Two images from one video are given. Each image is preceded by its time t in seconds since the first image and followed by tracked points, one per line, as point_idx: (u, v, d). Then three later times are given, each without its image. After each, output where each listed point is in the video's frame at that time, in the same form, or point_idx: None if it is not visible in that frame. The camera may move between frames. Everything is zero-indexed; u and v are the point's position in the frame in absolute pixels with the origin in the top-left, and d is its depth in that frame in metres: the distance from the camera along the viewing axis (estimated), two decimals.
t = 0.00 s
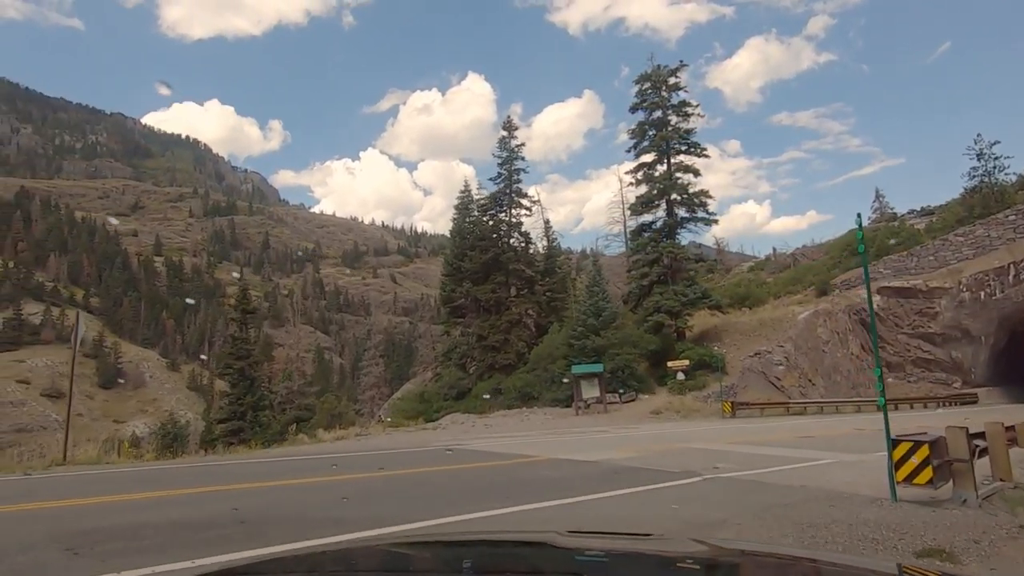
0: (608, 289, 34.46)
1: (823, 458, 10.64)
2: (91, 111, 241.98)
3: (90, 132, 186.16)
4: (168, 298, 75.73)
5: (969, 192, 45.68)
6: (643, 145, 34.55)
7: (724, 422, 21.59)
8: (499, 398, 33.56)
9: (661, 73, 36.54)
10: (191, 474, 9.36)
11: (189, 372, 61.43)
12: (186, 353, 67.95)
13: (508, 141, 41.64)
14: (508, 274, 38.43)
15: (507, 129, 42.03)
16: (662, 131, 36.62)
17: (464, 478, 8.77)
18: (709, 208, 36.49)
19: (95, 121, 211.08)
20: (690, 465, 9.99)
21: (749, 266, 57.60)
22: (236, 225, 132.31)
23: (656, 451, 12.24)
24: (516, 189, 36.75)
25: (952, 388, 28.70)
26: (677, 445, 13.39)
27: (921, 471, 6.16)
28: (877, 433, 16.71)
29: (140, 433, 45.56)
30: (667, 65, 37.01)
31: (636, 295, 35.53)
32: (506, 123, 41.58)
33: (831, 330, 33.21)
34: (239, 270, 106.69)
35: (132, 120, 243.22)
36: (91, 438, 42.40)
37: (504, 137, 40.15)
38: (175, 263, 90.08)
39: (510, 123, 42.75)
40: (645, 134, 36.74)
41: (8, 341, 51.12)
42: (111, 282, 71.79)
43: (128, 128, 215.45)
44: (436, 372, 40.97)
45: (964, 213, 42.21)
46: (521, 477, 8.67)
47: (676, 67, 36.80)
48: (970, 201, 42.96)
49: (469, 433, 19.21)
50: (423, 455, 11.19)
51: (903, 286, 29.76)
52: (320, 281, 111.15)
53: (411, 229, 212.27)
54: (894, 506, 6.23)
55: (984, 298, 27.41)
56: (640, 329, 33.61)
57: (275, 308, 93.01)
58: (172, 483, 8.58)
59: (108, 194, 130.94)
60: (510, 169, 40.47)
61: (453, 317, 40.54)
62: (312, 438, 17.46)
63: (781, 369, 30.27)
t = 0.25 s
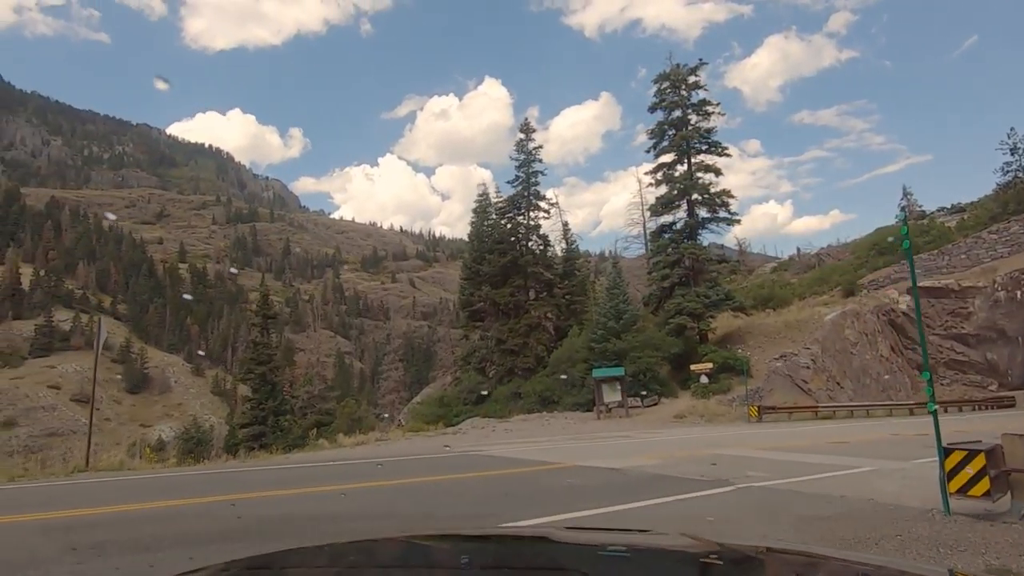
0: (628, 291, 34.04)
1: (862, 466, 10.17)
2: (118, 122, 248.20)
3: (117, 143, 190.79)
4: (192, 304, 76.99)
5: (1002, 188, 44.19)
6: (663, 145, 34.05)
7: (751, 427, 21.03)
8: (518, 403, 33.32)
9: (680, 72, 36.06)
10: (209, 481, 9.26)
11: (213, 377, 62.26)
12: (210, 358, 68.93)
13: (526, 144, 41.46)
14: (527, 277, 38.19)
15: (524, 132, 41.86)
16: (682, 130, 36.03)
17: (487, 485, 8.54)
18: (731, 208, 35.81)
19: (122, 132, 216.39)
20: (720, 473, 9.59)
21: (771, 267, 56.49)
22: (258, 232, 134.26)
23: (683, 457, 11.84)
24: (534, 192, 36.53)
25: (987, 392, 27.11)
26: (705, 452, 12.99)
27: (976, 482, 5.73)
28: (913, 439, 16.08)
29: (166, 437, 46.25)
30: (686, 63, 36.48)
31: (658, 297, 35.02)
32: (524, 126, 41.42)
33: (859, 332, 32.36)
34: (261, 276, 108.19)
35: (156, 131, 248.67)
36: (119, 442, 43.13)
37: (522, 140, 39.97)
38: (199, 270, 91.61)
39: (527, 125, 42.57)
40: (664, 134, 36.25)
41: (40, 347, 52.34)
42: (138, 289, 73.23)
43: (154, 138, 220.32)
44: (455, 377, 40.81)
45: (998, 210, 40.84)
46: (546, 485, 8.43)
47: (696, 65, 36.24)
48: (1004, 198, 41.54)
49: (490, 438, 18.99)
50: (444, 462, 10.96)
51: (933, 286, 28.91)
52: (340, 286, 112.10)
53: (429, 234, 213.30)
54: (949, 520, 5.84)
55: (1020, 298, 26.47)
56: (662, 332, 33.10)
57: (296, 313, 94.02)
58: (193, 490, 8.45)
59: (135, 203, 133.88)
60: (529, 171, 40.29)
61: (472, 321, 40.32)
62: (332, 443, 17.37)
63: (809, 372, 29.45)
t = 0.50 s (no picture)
0: (651, 293, 33.49)
1: (905, 474, 9.60)
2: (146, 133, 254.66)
3: (145, 153, 195.48)
4: (217, 310, 78.25)
5: None
6: (684, 144, 33.49)
7: (781, 432, 20.38)
8: (540, 407, 32.97)
9: (701, 70, 35.47)
10: (228, 486, 9.13)
11: (237, 382, 63.13)
12: (235, 363, 69.92)
13: (545, 146, 41.19)
14: (547, 280, 37.83)
15: (543, 134, 41.61)
16: (704, 129, 35.41)
17: (510, 493, 8.19)
18: (755, 207, 35.05)
19: (149, 142, 221.86)
20: (753, 480, 9.14)
21: (797, 267, 55.27)
22: (280, 239, 136.24)
23: (713, 463, 11.38)
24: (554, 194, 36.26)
25: None
26: (735, 458, 12.49)
27: None
28: (953, 445, 15.36)
29: (193, 441, 46.97)
30: (708, 61, 35.88)
31: (681, 299, 34.35)
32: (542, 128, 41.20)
33: (891, 333, 31.35)
34: (284, 282, 109.70)
35: (182, 141, 254.27)
36: (147, 446, 43.80)
37: (541, 142, 39.74)
38: (224, 276, 93.17)
39: (546, 127, 42.32)
40: (685, 133, 35.70)
41: (72, 353, 53.56)
42: (165, 295, 74.72)
43: (180, 148, 225.46)
44: (476, 381, 40.61)
45: None
46: (571, 493, 8.08)
47: (718, 62, 35.64)
48: None
49: (511, 443, 18.70)
50: (466, 467, 10.69)
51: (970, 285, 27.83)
52: (361, 291, 112.95)
53: (448, 238, 214.29)
54: (1012, 534, 5.36)
55: None
56: (686, 334, 32.43)
57: (319, 318, 95.05)
58: (210, 497, 8.25)
59: (162, 211, 136.94)
60: (548, 173, 39.98)
61: (492, 325, 40.01)
62: (353, 447, 17.21)
63: (839, 375, 28.47)
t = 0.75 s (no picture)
0: (675, 294, 32.84)
1: (957, 483, 9.02)
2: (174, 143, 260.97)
3: (173, 162, 200.13)
4: (243, 315, 79.44)
5: None
6: (708, 142, 32.82)
7: (814, 436, 19.68)
8: (563, 411, 32.55)
9: (724, 66, 34.75)
10: (249, 493, 8.93)
11: (262, 386, 63.93)
12: (261, 368, 70.84)
13: (565, 147, 40.83)
14: (569, 282, 37.42)
15: (563, 135, 41.27)
16: (728, 126, 34.69)
17: (537, 501, 7.85)
18: (782, 205, 34.17)
19: (177, 152, 227.19)
20: (792, 489, 8.64)
21: (825, 267, 53.89)
22: (304, 244, 138.08)
23: (749, 470, 10.83)
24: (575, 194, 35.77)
25: None
26: (770, 464, 11.99)
27: None
28: (1001, 450, 14.59)
29: (220, 444, 47.61)
30: (731, 57, 35.15)
31: (707, 300, 33.62)
32: (562, 129, 40.86)
33: (927, 334, 30.26)
34: (307, 287, 111.08)
35: (209, 150, 259.89)
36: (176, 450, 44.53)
37: (561, 143, 39.41)
38: (249, 282, 94.66)
39: (566, 128, 41.99)
40: (709, 131, 35.02)
41: (104, 358, 54.73)
42: (193, 301, 76.14)
43: (207, 157, 230.53)
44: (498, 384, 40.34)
45: None
46: (602, 502, 7.69)
47: (741, 58, 34.90)
48: None
49: (536, 448, 18.37)
50: (489, 474, 10.33)
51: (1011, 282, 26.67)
52: (383, 295, 113.70)
53: (469, 242, 214.95)
54: None
55: None
56: (712, 336, 31.71)
57: (341, 323, 95.94)
58: (232, 503, 8.08)
59: (190, 219, 139.91)
60: (569, 175, 39.60)
61: (514, 328, 39.66)
62: (376, 452, 17.00)
63: (873, 378, 27.66)
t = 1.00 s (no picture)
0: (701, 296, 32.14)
1: (1015, 493, 8.44)
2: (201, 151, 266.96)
3: (201, 171, 204.69)
4: (268, 320, 80.56)
5: None
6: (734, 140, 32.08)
7: (851, 441, 18.95)
8: (587, 415, 32.09)
9: (750, 62, 33.99)
10: (269, 497, 8.79)
11: (288, 390, 64.64)
12: (285, 371, 71.65)
13: (587, 148, 40.39)
14: (592, 284, 36.97)
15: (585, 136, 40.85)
16: (754, 123, 33.90)
17: (567, 510, 7.51)
18: (812, 203, 33.24)
19: (204, 160, 232.35)
20: (837, 499, 8.16)
21: (856, 266, 52.38)
22: (327, 249, 139.71)
23: (785, 478, 10.32)
24: (598, 195, 35.31)
25: None
26: (807, 471, 11.46)
27: None
28: None
29: (246, 447, 48.16)
30: (757, 52, 34.36)
31: (734, 301, 32.83)
32: (584, 130, 40.46)
33: (967, 334, 29.10)
34: (331, 291, 112.30)
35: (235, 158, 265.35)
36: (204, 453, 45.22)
37: (582, 143, 38.99)
38: (274, 286, 96.02)
39: (587, 129, 41.56)
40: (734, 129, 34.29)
41: (135, 362, 55.88)
42: (219, 306, 77.45)
43: (233, 165, 235.26)
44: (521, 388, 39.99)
45: None
46: (636, 511, 7.32)
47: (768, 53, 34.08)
48: None
49: (561, 452, 18.00)
50: (513, 479, 10.02)
51: None
52: (405, 299, 114.30)
53: (489, 245, 215.27)
54: None
55: None
56: (740, 338, 30.94)
57: (364, 326, 96.68)
58: (256, 509, 7.91)
59: (216, 225, 142.69)
60: (591, 176, 39.15)
61: (536, 330, 39.22)
62: (399, 455, 16.80)
63: (910, 381, 26.65)
